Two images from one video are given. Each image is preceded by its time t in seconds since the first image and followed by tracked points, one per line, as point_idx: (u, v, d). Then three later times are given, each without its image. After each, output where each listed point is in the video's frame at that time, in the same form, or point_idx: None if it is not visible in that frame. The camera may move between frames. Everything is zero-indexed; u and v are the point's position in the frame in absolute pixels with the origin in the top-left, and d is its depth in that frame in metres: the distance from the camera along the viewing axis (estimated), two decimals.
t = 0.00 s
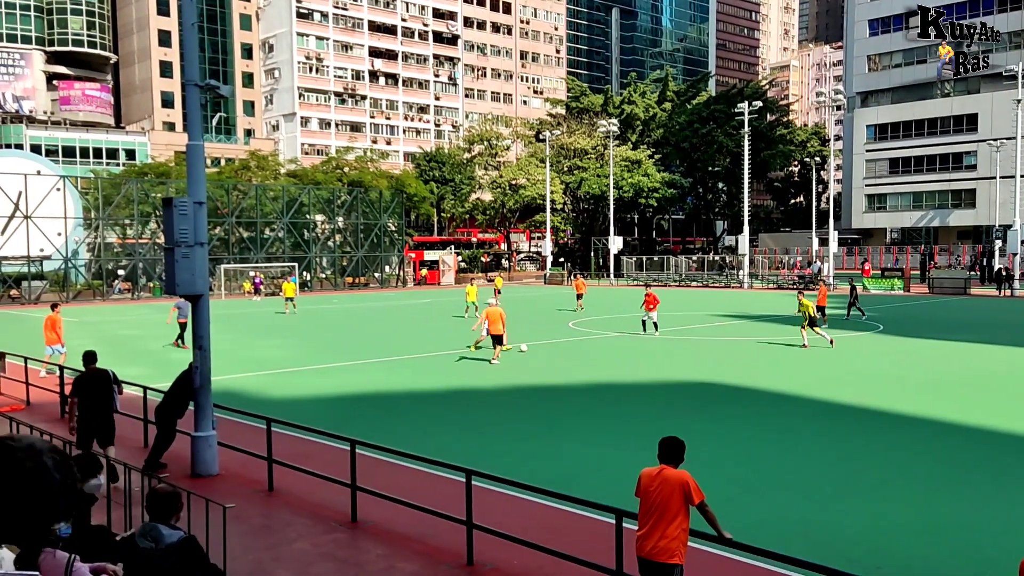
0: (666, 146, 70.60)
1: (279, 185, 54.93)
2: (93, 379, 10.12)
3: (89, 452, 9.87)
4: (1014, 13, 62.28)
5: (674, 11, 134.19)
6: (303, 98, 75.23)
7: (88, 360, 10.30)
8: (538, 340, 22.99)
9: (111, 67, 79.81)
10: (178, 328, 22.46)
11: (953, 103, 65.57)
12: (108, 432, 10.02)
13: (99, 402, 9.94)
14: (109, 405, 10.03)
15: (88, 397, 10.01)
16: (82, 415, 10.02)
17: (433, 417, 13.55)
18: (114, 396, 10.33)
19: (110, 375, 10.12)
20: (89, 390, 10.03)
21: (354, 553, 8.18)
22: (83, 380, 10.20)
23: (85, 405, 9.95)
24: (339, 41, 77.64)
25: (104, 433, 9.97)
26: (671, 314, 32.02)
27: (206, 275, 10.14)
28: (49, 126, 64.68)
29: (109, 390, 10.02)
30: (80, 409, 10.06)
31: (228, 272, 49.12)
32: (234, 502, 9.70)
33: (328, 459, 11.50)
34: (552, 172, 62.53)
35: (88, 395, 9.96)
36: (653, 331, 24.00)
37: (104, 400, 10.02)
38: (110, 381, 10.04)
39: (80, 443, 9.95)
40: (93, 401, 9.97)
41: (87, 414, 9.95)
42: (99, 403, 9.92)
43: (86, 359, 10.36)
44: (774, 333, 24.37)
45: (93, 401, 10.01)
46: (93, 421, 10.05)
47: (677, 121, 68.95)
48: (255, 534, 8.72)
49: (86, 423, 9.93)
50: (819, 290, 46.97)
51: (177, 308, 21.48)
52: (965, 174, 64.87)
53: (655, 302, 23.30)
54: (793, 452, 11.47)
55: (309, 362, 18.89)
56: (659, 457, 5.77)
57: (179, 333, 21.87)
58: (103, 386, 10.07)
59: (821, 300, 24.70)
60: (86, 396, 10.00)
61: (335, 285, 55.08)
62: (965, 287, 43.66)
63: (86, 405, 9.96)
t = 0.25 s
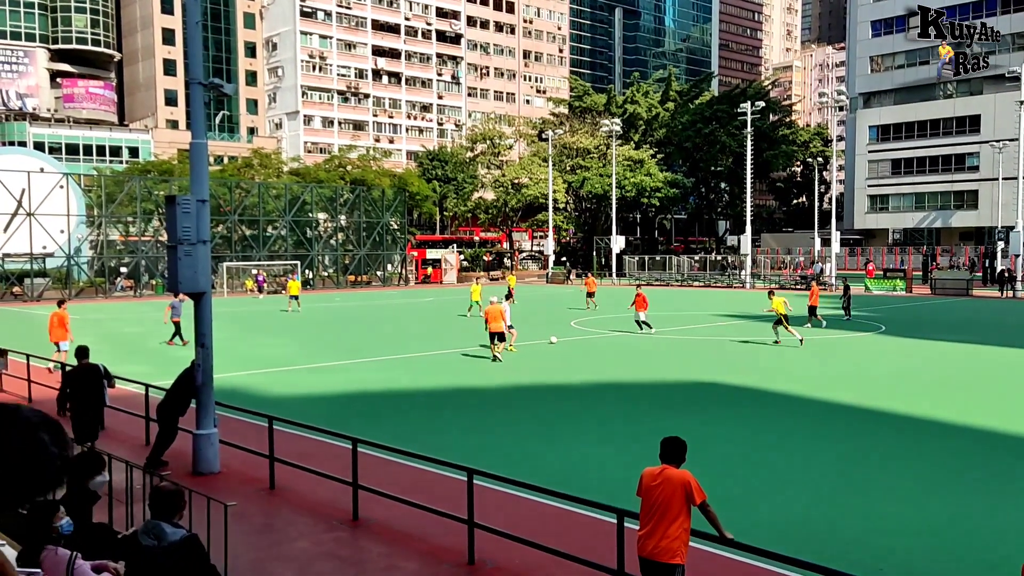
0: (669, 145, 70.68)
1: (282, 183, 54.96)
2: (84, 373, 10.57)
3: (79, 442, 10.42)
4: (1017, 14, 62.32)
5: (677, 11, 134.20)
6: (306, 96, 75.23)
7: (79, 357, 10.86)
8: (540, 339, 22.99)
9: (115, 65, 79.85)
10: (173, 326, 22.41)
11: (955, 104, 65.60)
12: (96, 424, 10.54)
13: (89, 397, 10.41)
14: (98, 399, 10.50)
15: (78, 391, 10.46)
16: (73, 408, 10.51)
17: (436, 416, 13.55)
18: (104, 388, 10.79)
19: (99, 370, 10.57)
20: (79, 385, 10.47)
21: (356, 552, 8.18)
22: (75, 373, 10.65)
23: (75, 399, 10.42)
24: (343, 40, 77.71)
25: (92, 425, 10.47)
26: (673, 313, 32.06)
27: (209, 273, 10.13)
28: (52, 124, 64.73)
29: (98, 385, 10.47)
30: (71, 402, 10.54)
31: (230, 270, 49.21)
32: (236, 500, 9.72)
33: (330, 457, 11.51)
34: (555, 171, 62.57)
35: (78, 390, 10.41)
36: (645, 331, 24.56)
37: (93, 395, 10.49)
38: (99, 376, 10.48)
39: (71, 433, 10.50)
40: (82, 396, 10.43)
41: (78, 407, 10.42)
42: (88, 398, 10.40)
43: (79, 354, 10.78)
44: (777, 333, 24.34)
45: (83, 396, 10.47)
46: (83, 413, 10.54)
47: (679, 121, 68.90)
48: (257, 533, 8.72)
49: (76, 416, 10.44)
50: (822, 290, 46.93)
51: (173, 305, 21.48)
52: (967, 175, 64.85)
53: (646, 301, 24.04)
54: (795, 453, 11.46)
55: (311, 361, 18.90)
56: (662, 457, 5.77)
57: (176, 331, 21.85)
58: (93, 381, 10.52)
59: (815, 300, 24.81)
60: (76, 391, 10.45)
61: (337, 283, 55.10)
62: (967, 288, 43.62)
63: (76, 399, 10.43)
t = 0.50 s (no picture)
0: (672, 144, 70.62)
1: (283, 180, 55.00)
2: (78, 368, 10.81)
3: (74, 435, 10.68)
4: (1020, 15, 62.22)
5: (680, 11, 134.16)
6: (308, 94, 75.27)
7: (73, 351, 11.09)
8: (542, 337, 23.00)
9: (117, 62, 79.83)
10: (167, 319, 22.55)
11: (958, 105, 65.51)
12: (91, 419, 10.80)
13: (84, 391, 10.66)
14: (93, 393, 10.72)
15: (73, 385, 10.72)
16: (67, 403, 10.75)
17: (437, 414, 13.55)
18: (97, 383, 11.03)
19: (93, 365, 10.81)
20: (73, 380, 10.72)
21: (356, 549, 8.20)
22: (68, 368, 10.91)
23: (70, 394, 10.67)
24: (345, 37, 77.78)
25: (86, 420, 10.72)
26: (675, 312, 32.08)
27: (210, 269, 10.14)
28: (54, 120, 64.74)
29: (93, 379, 10.70)
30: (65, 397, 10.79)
31: (232, 267, 49.15)
32: (237, 497, 9.74)
33: (331, 454, 11.53)
34: (557, 170, 62.60)
35: (71, 385, 10.66)
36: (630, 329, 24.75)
37: (88, 389, 10.71)
38: (93, 371, 10.71)
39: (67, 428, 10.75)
40: (78, 390, 10.68)
41: (72, 402, 10.66)
42: (82, 392, 10.63)
43: (73, 348, 11.04)
44: (778, 333, 24.34)
45: (78, 390, 10.73)
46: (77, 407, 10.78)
47: (681, 120, 68.90)
48: (257, 529, 8.74)
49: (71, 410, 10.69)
50: (823, 291, 46.93)
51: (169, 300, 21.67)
52: (970, 176, 64.80)
53: (635, 300, 24.38)
54: (794, 452, 11.48)
55: (313, 358, 18.92)
56: (662, 455, 5.77)
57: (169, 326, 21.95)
58: (87, 375, 10.75)
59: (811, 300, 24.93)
60: (71, 385, 10.71)
61: (338, 281, 55.14)
62: (968, 289, 43.62)
63: (71, 394, 10.69)
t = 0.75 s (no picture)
0: (674, 142, 70.57)
1: (286, 176, 54.97)
2: (70, 359, 10.95)
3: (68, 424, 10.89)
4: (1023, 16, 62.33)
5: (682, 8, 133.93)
6: (311, 89, 75.25)
7: (68, 342, 11.19)
8: (543, 335, 23.02)
9: (119, 56, 79.82)
10: (162, 316, 22.80)
11: (961, 105, 65.45)
12: (84, 408, 10.99)
13: (75, 382, 10.83)
14: (84, 384, 10.89)
15: (65, 376, 10.88)
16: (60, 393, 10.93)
17: (438, 411, 13.57)
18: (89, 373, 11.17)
19: (84, 356, 10.95)
20: (66, 371, 10.85)
21: (357, 545, 8.20)
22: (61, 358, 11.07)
23: (62, 385, 10.82)
24: (347, 33, 77.69)
25: (79, 409, 10.93)
26: (677, 311, 32.09)
27: (212, 264, 10.12)
28: (56, 114, 64.77)
29: (84, 371, 10.86)
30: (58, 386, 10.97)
31: (234, 263, 49.08)
32: (237, 492, 9.75)
33: (331, 450, 11.55)
34: (558, 167, 62.48)
35: (64, 376, 10.81)
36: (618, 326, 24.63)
37: (79, 380, 10.87)
38: (84, 362, 10.86)
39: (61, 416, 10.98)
40: (71, 381, 10.85)
41: (65, 393, 10.83)
42: (74, 382, 10.80)
43: (66, 339, 11.16)
44: (780, 332, 24.34)
45: (71, 381, 10.88)
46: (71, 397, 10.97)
47: (684, 118, 68.89)
48: (257, 524, 8.75)
49: (65, 400, 10.88)
50: (824, 290, 46.96)
51: (164, 296, 21.90)
52: (972, 176, 64.74)
53: (628, 299, 24.35)
54: (795, 451, 11.47)
55: (314, 354, 18.94)
56: (663, 453, 5.77)
57: (166, 325, 22.30)
58: (79, 366, 10.90)
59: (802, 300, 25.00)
60: (64, 376, 10.86)
61: (340, 277, 55.15)
62: (969, 289, 43.65)
63: (64, 385, 10.84)
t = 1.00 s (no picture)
0: (675, 139, 70.51)
1: (287, 171, 54.93)
2: (62, 350, 11.01)
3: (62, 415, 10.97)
4: None
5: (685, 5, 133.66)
6: (312, 84, 75.12)
7: (60, 335, 11.27)
8: (544, 331, 23.03)
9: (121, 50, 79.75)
10: (158, 308, 22.98)
11: (964, 103, 65.39)
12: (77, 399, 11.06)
13: (67, 374, 10.88)
14: (76, 375, 10.95)
15: (58, 368, 10.95)
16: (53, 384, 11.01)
17: (439, 406, 13.58)
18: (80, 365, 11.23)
19: (75, 348, 11.01)
20: (59, 363, 10.92)
21: (357, 540, 8.22)
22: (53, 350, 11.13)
23: (55, 377, 10.89)
24: (349, 28, 77.54)
25: (72, 401, 11.00)
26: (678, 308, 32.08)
27: (213, 259, 10.12)
28: (58, 107, 64.73)
29: (75, 362, 10.93)
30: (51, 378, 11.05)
31: (235, 257, 49.06)
32: (237, 486, 9.77)
33: (332, 446, 11.56)
34: (560, 164, 62.41)
35: (56, 368, 10.88)
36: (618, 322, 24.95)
37: (71, 372, 10.92)
38: (75, 354, 10.93)
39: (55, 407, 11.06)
40: (63, 373, 10.92)
41: (58, 384, 10.89)
42: (66, 374, 10.87)
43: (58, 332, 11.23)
44: (781, 330, 24.35)
45: (63, 373, 10.94)
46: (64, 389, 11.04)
47: (686, 115, 68.81)
48: (258, 519, 8.76)
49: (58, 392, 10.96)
50: (825, 288, 46.99)
51: (160, 288, 22.06)
52: (974, 174, 64.67)
53: (627, 294, 24.57)
54: (795, 449, 11.48)
55: (315, 349, 18.96)
56: (663, 450, 5.78)
57: (163, 315, 22.69)
58: (70, 358, 10.97)
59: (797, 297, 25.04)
60: (57, 368, 10.94)
61: (341, 272, 55.15)
62: (970, 288, 43.68)
63: (56, 377, 10.91)
